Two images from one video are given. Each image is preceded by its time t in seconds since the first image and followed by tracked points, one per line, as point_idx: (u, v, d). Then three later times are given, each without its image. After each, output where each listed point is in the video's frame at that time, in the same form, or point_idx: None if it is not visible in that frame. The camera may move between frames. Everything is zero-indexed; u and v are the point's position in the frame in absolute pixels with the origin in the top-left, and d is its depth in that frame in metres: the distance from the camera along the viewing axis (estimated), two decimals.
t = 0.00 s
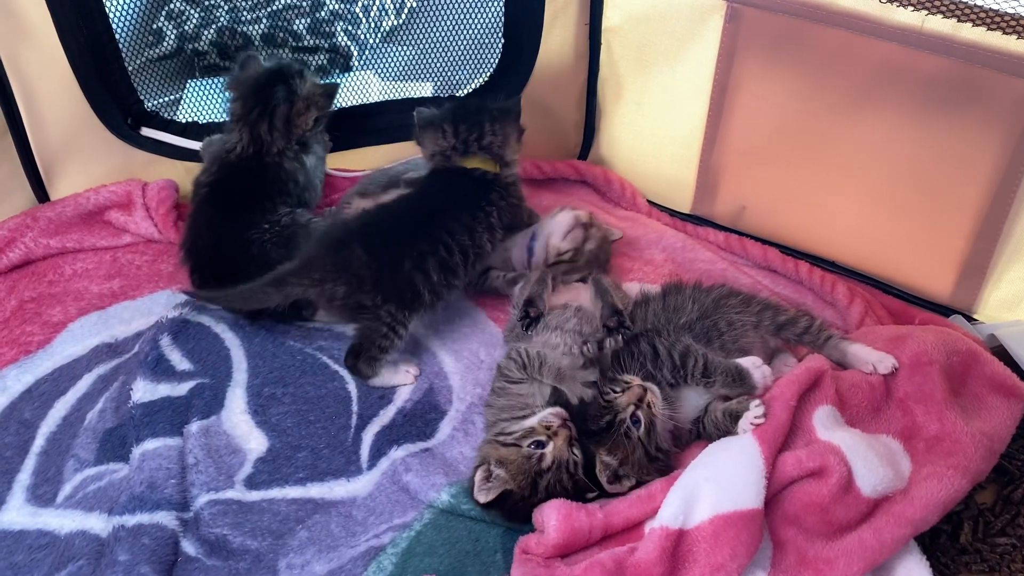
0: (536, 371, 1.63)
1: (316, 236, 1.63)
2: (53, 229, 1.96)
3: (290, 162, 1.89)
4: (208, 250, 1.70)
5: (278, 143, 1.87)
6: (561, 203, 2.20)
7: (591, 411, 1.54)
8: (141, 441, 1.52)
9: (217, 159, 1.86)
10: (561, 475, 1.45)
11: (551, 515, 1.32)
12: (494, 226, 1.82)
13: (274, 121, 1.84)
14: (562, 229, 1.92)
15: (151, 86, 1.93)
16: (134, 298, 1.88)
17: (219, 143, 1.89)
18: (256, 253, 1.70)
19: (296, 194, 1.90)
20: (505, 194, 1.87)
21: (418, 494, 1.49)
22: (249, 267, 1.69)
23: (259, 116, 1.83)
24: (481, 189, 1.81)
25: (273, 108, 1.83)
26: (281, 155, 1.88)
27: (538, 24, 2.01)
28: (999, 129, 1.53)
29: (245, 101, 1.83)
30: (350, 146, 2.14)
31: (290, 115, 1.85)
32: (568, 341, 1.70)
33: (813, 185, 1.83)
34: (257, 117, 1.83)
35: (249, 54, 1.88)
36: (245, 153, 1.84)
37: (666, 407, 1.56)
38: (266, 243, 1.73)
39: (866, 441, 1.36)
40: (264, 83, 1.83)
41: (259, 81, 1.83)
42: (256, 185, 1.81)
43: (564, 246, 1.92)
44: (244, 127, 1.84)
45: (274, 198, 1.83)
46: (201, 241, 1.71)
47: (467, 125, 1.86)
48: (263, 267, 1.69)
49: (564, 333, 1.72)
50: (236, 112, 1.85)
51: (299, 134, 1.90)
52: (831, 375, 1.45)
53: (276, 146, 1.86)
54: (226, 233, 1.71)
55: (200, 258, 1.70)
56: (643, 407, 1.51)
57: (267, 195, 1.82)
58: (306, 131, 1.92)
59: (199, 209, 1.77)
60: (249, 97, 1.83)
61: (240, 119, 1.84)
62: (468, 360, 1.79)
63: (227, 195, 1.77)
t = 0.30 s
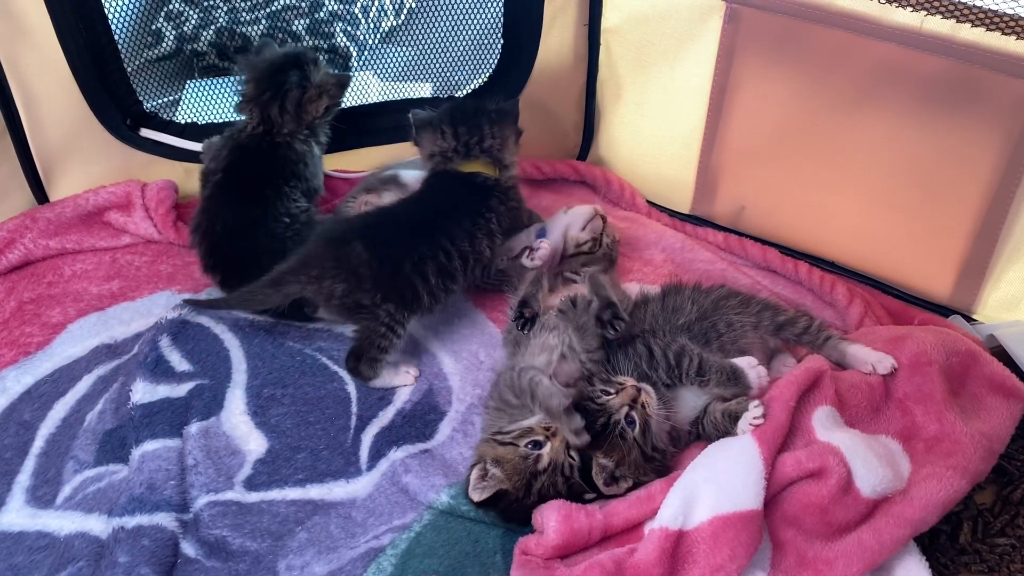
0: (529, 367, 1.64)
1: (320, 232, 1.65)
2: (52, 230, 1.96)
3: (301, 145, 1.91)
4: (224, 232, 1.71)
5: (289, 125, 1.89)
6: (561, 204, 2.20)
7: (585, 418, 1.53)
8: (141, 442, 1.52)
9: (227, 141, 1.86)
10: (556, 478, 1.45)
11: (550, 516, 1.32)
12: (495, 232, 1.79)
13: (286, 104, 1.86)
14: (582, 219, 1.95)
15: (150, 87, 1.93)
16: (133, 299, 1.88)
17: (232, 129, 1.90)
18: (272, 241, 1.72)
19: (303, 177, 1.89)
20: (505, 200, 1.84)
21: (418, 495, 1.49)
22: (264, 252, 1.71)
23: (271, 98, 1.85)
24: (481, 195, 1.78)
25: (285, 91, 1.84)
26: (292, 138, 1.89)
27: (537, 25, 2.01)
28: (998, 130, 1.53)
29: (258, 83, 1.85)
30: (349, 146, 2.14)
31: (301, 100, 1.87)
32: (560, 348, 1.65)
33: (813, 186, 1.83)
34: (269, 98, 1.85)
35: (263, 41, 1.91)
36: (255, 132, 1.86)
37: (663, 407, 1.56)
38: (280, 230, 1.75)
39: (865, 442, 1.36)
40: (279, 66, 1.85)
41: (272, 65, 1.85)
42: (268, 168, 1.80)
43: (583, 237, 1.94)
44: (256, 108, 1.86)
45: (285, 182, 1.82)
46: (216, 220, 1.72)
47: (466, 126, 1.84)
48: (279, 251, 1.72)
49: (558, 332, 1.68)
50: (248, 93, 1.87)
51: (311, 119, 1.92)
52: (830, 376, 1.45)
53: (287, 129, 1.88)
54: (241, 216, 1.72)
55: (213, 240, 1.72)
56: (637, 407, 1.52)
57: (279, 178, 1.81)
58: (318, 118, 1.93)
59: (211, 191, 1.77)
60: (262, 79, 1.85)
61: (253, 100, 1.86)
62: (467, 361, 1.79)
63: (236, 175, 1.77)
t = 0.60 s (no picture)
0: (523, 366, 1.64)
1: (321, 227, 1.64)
2: (50, 230, 1.95)
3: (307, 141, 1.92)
4: (234, 219, 1.72)
5: (298, 119, 1.89)
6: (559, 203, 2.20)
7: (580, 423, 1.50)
8: (139, 442, 1.52)
9: (235, 130, 1.86)
10: (553, 483, 1.44)
11: (549, 515, 1.32)
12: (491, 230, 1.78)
13: (298, 97, 1.86)
14: (570, 229, 1.93)
15: (148, 86, 1.93)
16: (132, 298, 1.87)
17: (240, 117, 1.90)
18: (283, 232, 1.72)
19: (307, 171, 1.89)
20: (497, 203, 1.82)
21: (417, 495, 1.49)
22: (273, 242, 1.70)
23: (283, 90, 1.85)
24: (474, 195, 1.77)
25: (299, 83, 1.84)
26: (299, 131, 1.90)
27: (536, 24, 2.01)
28: (997, 129, 1.53)
29: (270, 74, 1.85)
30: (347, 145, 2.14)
31: (314, 95, 1.86)
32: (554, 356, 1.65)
33: (812, 184, 1.83)
34: (281, 90, 1.85)
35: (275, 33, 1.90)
36: (265, 123, 1.87)
37: (659, 407, 1.56)
38: (291, 221, 1.75)
39: (864, 441, 1.36)
40: (293, 58, 1.85)
41: (285, 57, 1.85)
42: (274, 160, 1.81)
43: (575, 247, 1.94)
44: (267, 98, 1.87)
45: (291, 175, 1.82)
46: (227, 207, 1.73)
47: (459, 125, 1.86)
48: (291, 242, 1.71)
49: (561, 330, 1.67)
50: (259, 82, 1.86)
51: (323, 113, 1.92)
52: (829, 374, 1.45)
53: (296, 123, 1.89)
54: (253, 204, 1.73)
55: (224, 227, 1.72)
56: (632, 410, 1.50)
57: (286, 170, 1.82)
58: (329, 114, 1.93)
59: (217, 179, 1.77)
60: (274, 70, 1.84)
61: (264, 90, 1.86)
62: (466, 360, 1.79)
63: (245, 166, 1.77)
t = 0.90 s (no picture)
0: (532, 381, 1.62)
1: (319, 224, 1.65)
2: (45, 229, 1.94)
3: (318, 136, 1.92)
4: (243, 209, 1.71)
5: (310, 114, 1.87)
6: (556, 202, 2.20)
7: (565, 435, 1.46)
8: (134, 442, 1.52)
9: (244, 122, 1.85)
10: (547, 484, 1.42)
11: (544, 514, 1.32)
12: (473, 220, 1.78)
13: (312, 92, 1.84)
14: (552, 191, 1.95)
15: (143, 85, 1.93)
16: (127, 298, 1.87)
17: (247, 109, 1.88)
18: (290, 225, 1.74)
19: (314, 168, 1.89)
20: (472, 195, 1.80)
21: (412, 494, 1.48)
22: (278, 235, 1.72)
23: (297, 84, 1.83)
24: (451, 194, 1.75)
25: (313, 78, 1.83)
26: (312, 127, 1.89)
27: (531, 22, 2.01)
28: (992, 127, 1.53)
29: (284, 68, 1.83)
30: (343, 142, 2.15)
31: (327, 90, 1.85)
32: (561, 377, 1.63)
33: (807, 181, 1.83)
34: (295, 85, 1.83)
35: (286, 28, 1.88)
36: (278, 116, 1.85)
37: (653, 404, 1.54)
38: (299, 214, 1.76)
39: (861, 439, 1.35)
40: (306, 53, 1.84)
41: (298, 52, 1.84)
42: (283, 153, 1.80)
43: (566, 202, 1.95)
44: (281, 91, 1.84)
45: (300, 171, 1.82)
46: (236, 196, 1.72)
47: (425, 124, 1.80)
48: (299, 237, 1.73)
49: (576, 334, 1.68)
50: (271, 75, 1.84)
51: (335, 109, 1.90)
52: (825, 372, 1.45)
53: (308, 118, 1.87)
54: (264, 197, 1.73)
55: (233, 217, 1.71)
56: (616, 425, 1.45)
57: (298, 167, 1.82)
58: (340, 109, 1.91)
59: (225, 168, 1.76)
60: (288, 65, 1.83)
61: (276, 83, 1.84)
62: (463, 361, 1.78)
63: (254, 160, 1.76)
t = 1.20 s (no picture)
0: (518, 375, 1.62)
1: (327, 249, 1.64)
2: (37, 228, 1.94)
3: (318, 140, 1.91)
4: (240, 206, 1.70)
5: (313, 119, 1.88)
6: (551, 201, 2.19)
7: (558, 433, 1.49)
8: (126, 442, 1.51)
9: (245, 123, 1.84)
10: (538, 482, 1.43)
11: (538, 513, 1.31)
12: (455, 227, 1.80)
13: (315, 96, 1.84)
14: (547, 200, 1.99)
15: (136, 83, 1.93)
16: (120, 297, 1.86)
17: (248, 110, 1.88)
18: (287, 225, 1.72)
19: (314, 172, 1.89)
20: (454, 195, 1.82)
21: (406, 494, 1.48)
22: (274, 236, 1.70)
23: (301, 87, 1.83)
24: (427, 195, 1.76)
25: (317, 81, 1.83)
26: (314, 131, 1.89)
27: (526, 20, 2.00)
28: (987, 125, 1.52)
29: (286, 71, 1.83)
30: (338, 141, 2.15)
31: (330, 94, 1.87)
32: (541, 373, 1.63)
33: (802, 179, 1.83)
34: (298, 88, 1.83)
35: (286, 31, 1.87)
36: (279, 121, 1.85)
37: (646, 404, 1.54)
38: (294, 213, 1.75)
39: (854, 437, 1.35)
40: (308, 57, 1.84)
41: (301, 54, 1.84)
42: (281, 154, 1.81)
43: (561, 211, 1.99)
44: (284, 94, 1.84)
45: (299, 174, 1.82)
46: (234, 193, 1.71)
47: (401, 130, 1.89)
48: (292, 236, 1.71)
49: (575, 334, 1.66)
50: (273, 78, 1.84)
51: (337, 112, 1.91)
52: (820, 371, 1.45)
53: (310, 124, 1.88)
54: (262, 196, 1.73)
55: (228, 214, 1.70)
56: (607, 426, 1.47)
57: (293, 168, 1.82)
58: (341, 111, 1.92)
59: (223, 164, 1.76)
60: (290, 68, 1.83)
61: (279, 85, 1.84)
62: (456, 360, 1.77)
63: (254, 160, 1.77)
